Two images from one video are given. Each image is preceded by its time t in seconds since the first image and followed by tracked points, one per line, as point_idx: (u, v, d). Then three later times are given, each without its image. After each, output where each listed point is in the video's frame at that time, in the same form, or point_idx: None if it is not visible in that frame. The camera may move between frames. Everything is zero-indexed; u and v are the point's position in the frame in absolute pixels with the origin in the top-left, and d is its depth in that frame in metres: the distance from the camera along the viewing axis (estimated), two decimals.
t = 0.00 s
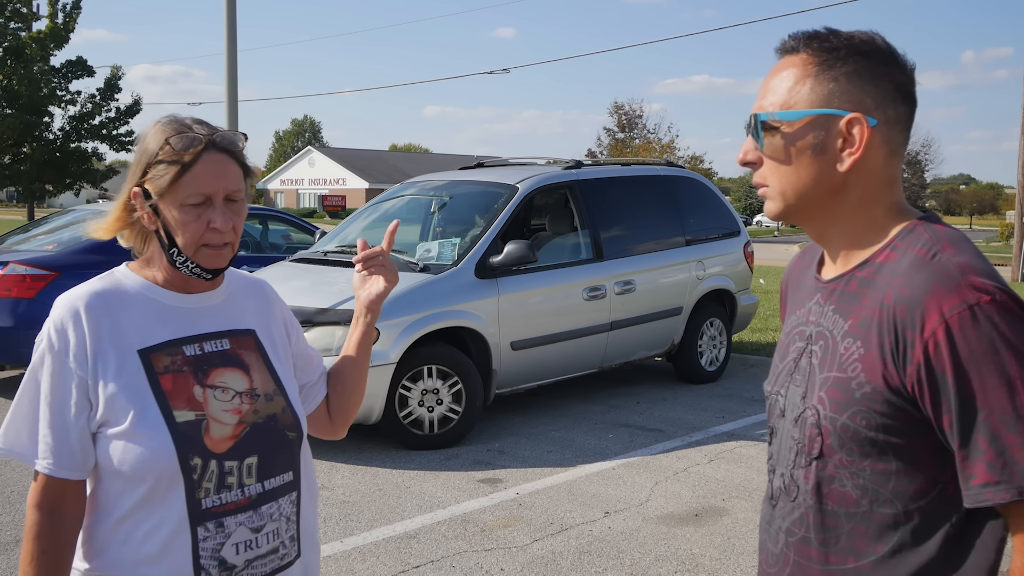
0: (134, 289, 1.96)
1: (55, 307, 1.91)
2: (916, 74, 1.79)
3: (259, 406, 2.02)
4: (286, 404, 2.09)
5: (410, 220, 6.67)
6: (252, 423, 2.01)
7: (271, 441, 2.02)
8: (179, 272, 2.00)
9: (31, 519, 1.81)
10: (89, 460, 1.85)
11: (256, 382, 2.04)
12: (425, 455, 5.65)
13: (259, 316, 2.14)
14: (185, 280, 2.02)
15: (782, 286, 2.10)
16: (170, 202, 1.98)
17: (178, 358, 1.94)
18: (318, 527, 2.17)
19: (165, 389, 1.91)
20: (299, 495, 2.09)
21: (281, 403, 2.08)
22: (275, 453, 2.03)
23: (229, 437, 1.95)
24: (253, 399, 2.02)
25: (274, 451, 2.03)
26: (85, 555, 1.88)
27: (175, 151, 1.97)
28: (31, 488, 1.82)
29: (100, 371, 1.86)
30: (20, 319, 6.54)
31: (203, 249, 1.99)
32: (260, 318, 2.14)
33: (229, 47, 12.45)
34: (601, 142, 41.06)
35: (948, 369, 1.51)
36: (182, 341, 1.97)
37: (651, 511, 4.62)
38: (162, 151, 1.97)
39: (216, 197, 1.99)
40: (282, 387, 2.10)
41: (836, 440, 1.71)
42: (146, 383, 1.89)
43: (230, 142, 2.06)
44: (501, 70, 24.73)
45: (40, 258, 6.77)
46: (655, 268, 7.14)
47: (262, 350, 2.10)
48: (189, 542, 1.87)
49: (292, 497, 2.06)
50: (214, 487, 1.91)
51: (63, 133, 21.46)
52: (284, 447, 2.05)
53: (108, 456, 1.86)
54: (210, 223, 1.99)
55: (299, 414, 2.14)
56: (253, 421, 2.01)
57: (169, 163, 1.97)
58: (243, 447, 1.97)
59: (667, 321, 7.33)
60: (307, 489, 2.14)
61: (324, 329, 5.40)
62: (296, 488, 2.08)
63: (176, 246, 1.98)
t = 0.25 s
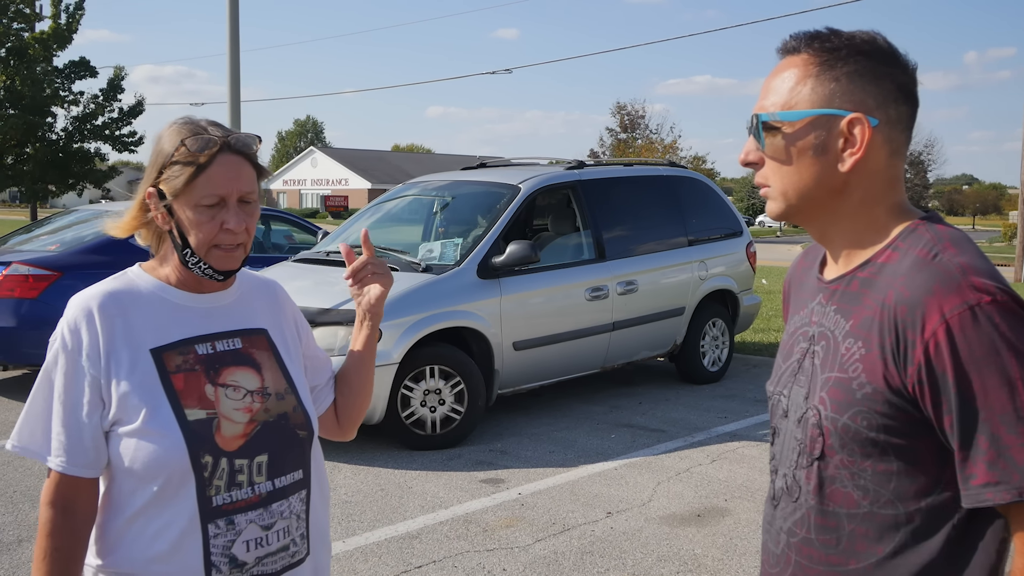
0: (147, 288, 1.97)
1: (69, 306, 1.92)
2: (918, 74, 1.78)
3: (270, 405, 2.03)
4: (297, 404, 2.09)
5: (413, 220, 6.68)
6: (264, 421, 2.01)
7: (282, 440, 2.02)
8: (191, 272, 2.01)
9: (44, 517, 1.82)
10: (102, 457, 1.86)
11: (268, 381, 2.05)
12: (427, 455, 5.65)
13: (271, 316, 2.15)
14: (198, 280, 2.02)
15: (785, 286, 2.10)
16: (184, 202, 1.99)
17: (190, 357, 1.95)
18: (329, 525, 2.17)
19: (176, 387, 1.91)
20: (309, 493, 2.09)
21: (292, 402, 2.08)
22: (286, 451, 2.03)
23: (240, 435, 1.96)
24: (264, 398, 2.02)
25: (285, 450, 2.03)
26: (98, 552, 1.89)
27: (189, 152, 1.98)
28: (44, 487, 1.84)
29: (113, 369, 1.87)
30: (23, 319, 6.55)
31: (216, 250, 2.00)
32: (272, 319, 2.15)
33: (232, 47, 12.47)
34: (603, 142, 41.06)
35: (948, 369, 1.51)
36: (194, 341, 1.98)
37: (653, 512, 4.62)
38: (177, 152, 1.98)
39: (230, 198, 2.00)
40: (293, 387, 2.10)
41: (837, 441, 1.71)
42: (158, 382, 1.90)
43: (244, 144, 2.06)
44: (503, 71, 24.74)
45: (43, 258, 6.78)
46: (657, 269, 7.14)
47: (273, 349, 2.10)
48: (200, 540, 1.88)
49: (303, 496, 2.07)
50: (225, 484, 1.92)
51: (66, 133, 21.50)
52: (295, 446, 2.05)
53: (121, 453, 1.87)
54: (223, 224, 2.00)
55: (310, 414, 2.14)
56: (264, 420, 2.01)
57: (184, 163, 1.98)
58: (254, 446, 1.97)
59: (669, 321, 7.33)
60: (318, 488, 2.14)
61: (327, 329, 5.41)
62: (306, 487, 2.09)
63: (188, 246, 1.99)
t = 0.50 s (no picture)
0: (162, 287, 1.99)
1: (85, 304, 1.94)
2: (923, 72, 1.78)
3: (282, 404, 2.03)
4: (309, 403, 2.09)
5: (416, 219, 6.68)
6: (275, 420, 2.01)
7: (293, 439, 2.03)
8: (207, 272, 2.02)
9: (58, 512, 1.86)
10: (116, 454, 1.90)
11: (281, 381, 2.05)
12: (431, 455, 5.66)
13: (286, 314, 2.15)
14: (214, 279, 2.03)
15: (790, 285, 2.10)
16: (200, 202, 2.00)
17: (204, 355, 1.96)
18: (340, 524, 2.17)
19: (189, 386, 1.92)
20: (319, 491, 2.09)
21: (304, 401, 2.08)
22: (297, 450, 2.03)
23: (252, 434, 1.96)
24: (276, 397, 2.03)
25: (297, 449, 2.03)
26: (109, 546, 1.93)
27: (205, 152, 1.98)
28: (58, 482, 1.88)
29: (127, 366, 1.89)
30: (27, 318, 6.56)
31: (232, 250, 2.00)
32: (287, 318, 2.15)
33: (235, 47, 12.47)
34: (607, 141, 41.03)
35: (954, 368, 1.51)
36: (209, 339, 1.99)
37: (657, 511, 4.61)
38: (193, 152, 1.99)
39: (245, 198, 2.00)
40: (305, 386, 2.10)
41: (842, 440, 1.70)
42: (172, 380, 1.91)
43: (259, 143, 2.06)
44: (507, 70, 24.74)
45: (47, 257, 6.79)
46: (661, 268, 7.13)
47: (286, 348, 2.10)
48: (211, 537, 1.88)
49: (313, 494, 2.07)
50: (236, 482, 1.92)
51: (70, 132, 21.56)
52: (306, 445, 2.06)
53: (133, 450, 1.89)
54: (240, 223, 2.01)
55: (323, 413, 2.14)
56: (276, 419, 2.02)
57: (200, 163, 1.98)
58: (266, 444, 1.98)
59: (674, 321, 7.33)
60: (329, 486, 2.14)
61: (331, 329, 5.42)
62: (317, 485, 2.09)
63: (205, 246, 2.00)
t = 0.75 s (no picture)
0: (179, 287, 1.99)
1: (101, 300, 1.95)
2: (928, 70, 1.77)
3: (293, 408, 2.03)
4: (320, 408, 2.10)
5: (420, 219, 6.68)
6: (285, 424, 2.01)
7: (301, 443, 2.03)
8: (222, 273, 2.02)
9: (70, 507, 1.85)
10: (127, 450, 1.90)
11: (292, 385, 2.05)
12: (434, 455, 5.66)
13: (300, 317, 2.15)
14: (229, 280, 2.03)
15: (794, 285, 2.09)
16: (217, 203, 2.01)
17: (216, 357, 1.97)
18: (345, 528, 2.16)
19: (200, 387, 1.93)
20: (323, 494, 2.09)
21: (314, 406, 2.08)
22: (304, 454, 2.03)
23: (261, 437, 1.97)
24: (287, 401, 2.03)
25: (304, 453, 2.03)
26: (117, 541, 1.93)
27: (223, 152, 1.99)
28: (71, 477, 1.88)
29: (140, 363, 1.90)
30: (30, 318, 6.57)
31: (247, 251, 2.00)
32: (301, 321, 2.15)
33: (238, 47, 12.49)
34: (611, 141, 41.02)
35: (960, 368, 1.51)
36: (222, 341, 2.00)
37: (660, 511, 4.61)
38: (211, 152, 1.99)
39: (262, 199, 2.01)
40: (317, 392, 2.10)
41: (847, 440, 1.70)
42: (183, 380, 1.92)
43: (276, 145, 2.07)
44: (510, 69, 24.75)
45: (50, 257, 6.80)
46: (664, 268, 7.13)
47: (300, 353, 2.11)
48: (215, 537, 1.89)
49: (318, 497, 2.07)
50: (241, 484, 1.93)
51: (74, 132, 21.61)
52: (314, 450, 2.06)
53: (143, 447, 1.90)
54: (255, 224, 2.01)
55: (332, 418, 2.14)
56: (285, 422, 2.02)
57: (218, 165, 1.99)
58: (274, 447, 1.98)
59: (677, 321, 7.32)
60: (335, 490, 2.13)
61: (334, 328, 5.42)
62: (322, 488, 2.08)
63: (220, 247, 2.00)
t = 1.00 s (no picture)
0: (193, 287, 2.01)
1: (115, 294, 1.98)
2: (933, 69, 1.77)
3: (297, 412, 2.03)
4: (326, 413, 2.09)
5: (423, 220, 6.68)
6: (290, 427, 2.02)
7: (304, 447, 2.02)
8: (237, 274, 2.02)
9: (79, 499, 1.88)
10: (135, 445, 1.92)
11: (298, 388, 2.05)
12: (437, 455, 5.66)
13: (313, 322, 2.15)
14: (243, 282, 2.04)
15: (798, 284, 2.08)
16: (236, 206, 2.00)
17: (224, 357, 1.98)
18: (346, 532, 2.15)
19: (208, 387, 1.94)
20: (324, 498, 2.08)
21: (320, 411, 2.08)
22: (306, 456, 2.03)
23: (264, 439, 1.97)
24: (292, 404, 2.03)
25: (308, 457, 2.03)
26: (121, 535, 1.95)
27: (247, 157, 1.99)
28: (79, 470, 1.90)
29: (149, 359, 1.93)
30: (34, 319, 6.59)
31: (263, 255, 2.00)
32: (313, 326, 2.15)
33: (241, 47, 12.49)
34: (614, 141, 41.02)
35: (965, 368, 1.50)
36: (231, 341, 2.01)
37: (663, 512, 4.60)
38: (235, 157, 2.00)
39: (282, 206, 2.00)
40: (324, 396, 2.10)
41: (852, 440, 1.70)
42: (191, 378, 1.94)
43: (301, 154, 2.07)
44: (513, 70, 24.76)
45: (54, 258, 6.81)
46: (668, 268, 7.12)
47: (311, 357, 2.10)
48: (214, 536, 1.89)
49: (320, 500, 2.06)
50: (241, 484, 1.93)
51: (77, 133, 21.65)
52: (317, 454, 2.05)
53: (149, 442, 1.91)
54: (273, 230, 2.00)
55: (338, 423, 2.13)
56: (290, 426, 2.02)
57: (240, 171, 1.99)
58: (277, 450, 1.98)
59: (681, 321, 7.32)
60: (336, 494, 2.12)
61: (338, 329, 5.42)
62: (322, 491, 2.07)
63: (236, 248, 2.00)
